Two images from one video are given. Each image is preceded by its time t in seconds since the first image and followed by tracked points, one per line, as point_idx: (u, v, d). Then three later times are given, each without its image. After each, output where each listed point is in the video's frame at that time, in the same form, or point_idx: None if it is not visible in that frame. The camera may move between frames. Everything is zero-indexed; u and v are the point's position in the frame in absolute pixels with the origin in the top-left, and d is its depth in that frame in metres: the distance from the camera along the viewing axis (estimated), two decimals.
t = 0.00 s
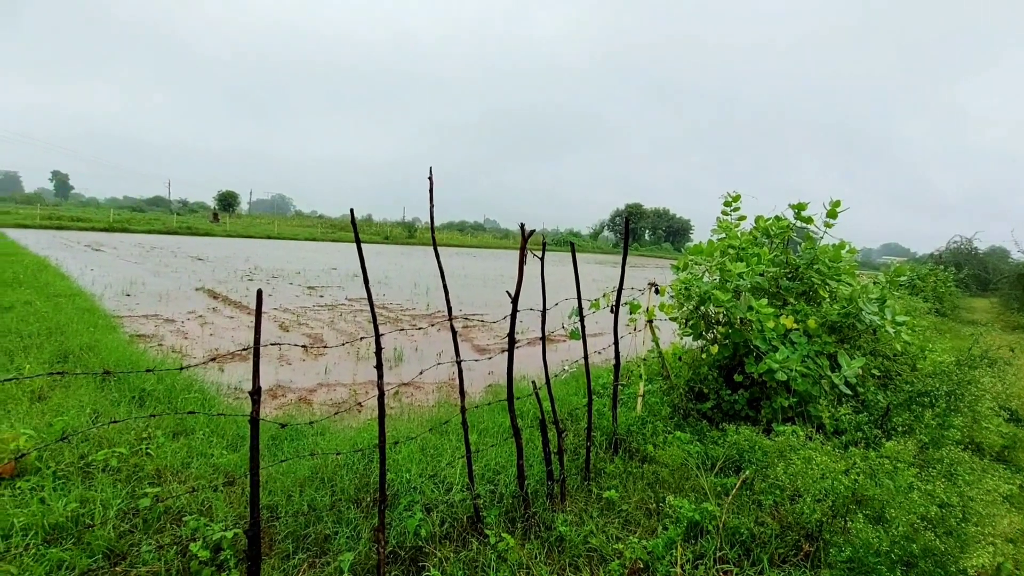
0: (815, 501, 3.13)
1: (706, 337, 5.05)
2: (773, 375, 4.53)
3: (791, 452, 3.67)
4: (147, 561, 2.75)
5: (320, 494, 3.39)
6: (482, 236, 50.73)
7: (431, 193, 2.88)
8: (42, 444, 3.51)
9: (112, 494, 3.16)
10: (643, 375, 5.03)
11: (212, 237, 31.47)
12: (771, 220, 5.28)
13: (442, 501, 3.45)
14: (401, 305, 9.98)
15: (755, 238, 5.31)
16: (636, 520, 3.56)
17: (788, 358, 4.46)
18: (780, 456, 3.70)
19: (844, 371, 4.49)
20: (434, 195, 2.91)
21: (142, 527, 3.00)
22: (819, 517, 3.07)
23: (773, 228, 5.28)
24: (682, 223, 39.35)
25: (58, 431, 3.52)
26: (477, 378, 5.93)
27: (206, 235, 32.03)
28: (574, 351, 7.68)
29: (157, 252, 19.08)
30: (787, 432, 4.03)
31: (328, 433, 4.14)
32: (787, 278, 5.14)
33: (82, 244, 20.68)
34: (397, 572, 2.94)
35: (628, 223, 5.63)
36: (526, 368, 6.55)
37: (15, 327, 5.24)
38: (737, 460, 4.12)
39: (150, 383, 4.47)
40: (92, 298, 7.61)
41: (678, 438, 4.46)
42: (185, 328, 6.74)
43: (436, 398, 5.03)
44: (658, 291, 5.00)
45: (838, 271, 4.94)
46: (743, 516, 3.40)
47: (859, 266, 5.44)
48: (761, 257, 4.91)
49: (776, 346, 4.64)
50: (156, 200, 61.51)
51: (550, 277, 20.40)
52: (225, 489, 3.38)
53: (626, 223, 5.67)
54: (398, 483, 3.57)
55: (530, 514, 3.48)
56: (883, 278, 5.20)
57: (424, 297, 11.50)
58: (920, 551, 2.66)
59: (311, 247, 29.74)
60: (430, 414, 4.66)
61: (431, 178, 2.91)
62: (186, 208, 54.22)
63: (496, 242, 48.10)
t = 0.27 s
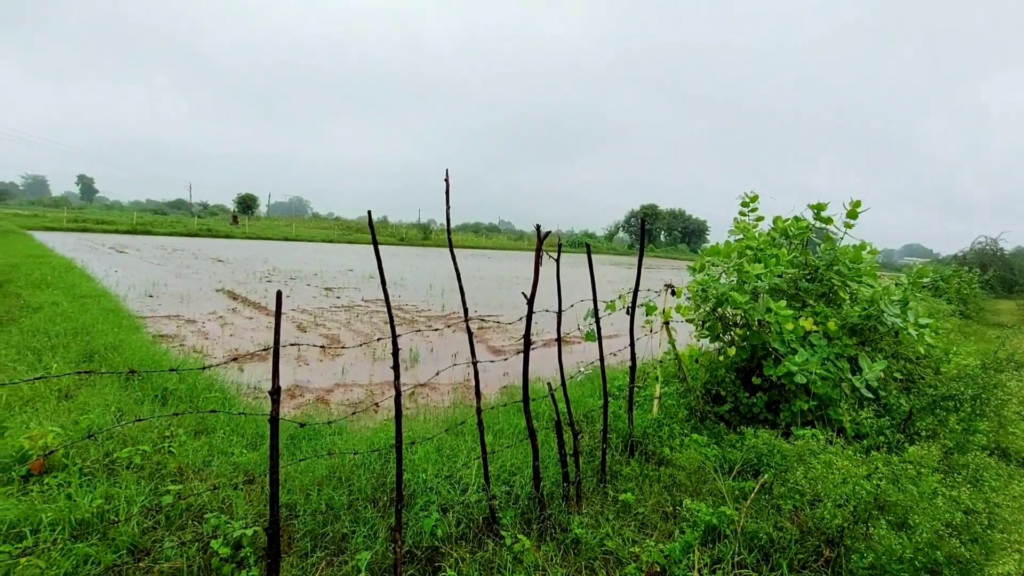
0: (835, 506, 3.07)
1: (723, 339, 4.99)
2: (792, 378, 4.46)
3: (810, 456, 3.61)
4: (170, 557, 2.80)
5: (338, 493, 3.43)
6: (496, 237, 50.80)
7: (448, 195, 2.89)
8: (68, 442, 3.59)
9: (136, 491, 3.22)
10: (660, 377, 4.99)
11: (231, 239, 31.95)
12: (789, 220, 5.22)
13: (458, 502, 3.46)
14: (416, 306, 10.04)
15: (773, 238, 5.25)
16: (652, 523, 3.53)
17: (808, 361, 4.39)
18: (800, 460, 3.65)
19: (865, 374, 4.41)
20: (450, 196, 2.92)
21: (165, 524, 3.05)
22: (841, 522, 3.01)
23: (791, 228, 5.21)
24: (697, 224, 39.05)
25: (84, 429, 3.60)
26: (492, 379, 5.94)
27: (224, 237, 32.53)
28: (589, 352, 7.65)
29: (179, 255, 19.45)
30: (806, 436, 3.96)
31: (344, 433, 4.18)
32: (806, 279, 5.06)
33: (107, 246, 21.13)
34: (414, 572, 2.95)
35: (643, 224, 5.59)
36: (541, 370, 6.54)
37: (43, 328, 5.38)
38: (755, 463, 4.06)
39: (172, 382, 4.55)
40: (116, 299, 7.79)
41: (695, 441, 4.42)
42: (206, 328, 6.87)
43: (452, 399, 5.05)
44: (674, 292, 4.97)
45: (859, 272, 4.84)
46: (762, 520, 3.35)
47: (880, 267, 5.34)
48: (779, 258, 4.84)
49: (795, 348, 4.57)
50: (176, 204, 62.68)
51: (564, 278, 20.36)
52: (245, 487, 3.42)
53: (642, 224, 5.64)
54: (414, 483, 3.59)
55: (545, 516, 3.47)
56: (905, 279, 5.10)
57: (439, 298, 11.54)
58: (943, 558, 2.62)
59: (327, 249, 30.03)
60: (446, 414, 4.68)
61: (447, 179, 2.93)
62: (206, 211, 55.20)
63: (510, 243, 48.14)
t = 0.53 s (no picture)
0: (860, 512, 3.00)
1: (743, 341, 4.93)
2: (815, 382, 4.38)
3: (834, 461, 3.54)
4: (194, 553, 2.86)
5: (357, 492, 3.46)
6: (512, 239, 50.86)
7: (467, 196, 2.90)
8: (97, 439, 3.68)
9: (161, 487, 3.29)
10: (678, 380, 4.94)
11: (252, 241, 32.50)
12: (811, 221, 5.13)
13: (475, 502, 3.47)
14: (434, 308, 10.10)
15: (794, 239, 5.16)
16: (671, 527, 3.49)
17: (831, 364, 4.30)
18: (823, 466, 3.57)
19: (890, 378, 4.31)
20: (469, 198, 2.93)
21: (189, 520, 3.11)
22: (865, 529, 2.93)
23: (813, 229, 5.12)
24: (715, 226, 38.62)
25: (113, 426, 3.69)
26: (509, 380, 5.95)
27: (246, 239, 33.11)
28: (607, 354, 7.62)
29: (202, 256, 19.86)
30: (829, 441, 3.88)
31: (363, 433, 4.22)
32: (829, 281, 4.97)
33: (133, 248, 21.64)
34: (432, 572, 2.96)
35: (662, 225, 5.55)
36: (558, 371, 6.53)
37: (73, 328, 5.53)
38: (776, 468, 4.00)
39: (196, 381, 4.65)
40: (142, 300, 7.98)
41: (715, 444, 4.36)
42: (229, 329, 7.01)
43: (469, 400, 5.07)
44: (693, 294, 4.92)
45: (884, 274, 4.74)
46: (784, 526, 3.29)
47: (906, 269, 5.21)
48: (801, 259, 4.76)
49: (817, 351, 4.49)
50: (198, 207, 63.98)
51: (580, 280, 20.28)
52: (266, 485, 3.48)
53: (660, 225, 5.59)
54: (432, 483, 3.61)
55: (563, 518, 3.45)
56: (932, 281, 4.97)
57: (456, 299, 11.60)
58: (972, 567, 2.50)
59: (345, 251, 30.36)
60: (463, 415, 4.70)
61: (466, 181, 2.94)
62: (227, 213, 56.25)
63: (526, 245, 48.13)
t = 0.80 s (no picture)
0: (894, 521, 2.90)
1: (771, 344, 4.83)
2: (846, 386, 4.26)
3: (866, 468, 3.44)
4: (225, 547, 2.93)
5: (382, 491, 3.50)
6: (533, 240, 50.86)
7: (490, 198, 2.91)
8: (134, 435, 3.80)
9: (194, 482, 3.38)
10: (704, 383, 4.87)
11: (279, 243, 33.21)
12: (842, 220, 4.99)
13: (499, 503, 3.47)
14: (457, 309, 10.17)
15: (824, 240, 5.03)
16: (697, 532, 3.44)
17: (863, 368, 4.18)
18: (855, 472, 3.48)
19: (926, 383, 4.16)
20: (492, 200, 2.94)
21: (220, 515, 3.19)
22: (900, 539, 2.83)
23: (845, 229, 4.98)
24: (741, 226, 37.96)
25: (149, 422, 3.82)
26: (532, 382, 5.94)
27: (273, 241, 33.84)
28: (630, 356, 7.56)
29: (233, 258, 20.41)
30: (861, 446, 3.77)
31: (388, 432, 4.27)
32: (861, 283, 4.84)
33: (167, 250, 22.36)
34: (456, 571, 2.98)
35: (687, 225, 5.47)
36: (582, 373, 6.50)
37: (111, 327, 5.74)
38: (806, 474, 3.90)
39: (227, 379, 4.77)
40: (176, 300, 8.23)
41: (742, 449, 4.28)
42: (259, 328, 7.18)
43: (493, 401, 5.08)
44: (719, 296, 4.84)
45: (919, 275, 4.59)
46: (814, 534, 3.21)
47: (943, 270, 5.03)
48: (832, 260, 4.63)
49: (848, 354, 4.37)
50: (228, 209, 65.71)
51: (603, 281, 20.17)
52: (294, 482, 3.55)
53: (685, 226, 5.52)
54: (456, 483, 3.63)
55: (586, 521, 3.43)
56: (971, 282, 4.79)
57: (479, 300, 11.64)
58: None
59: (370, 252, 30.78)
60: (487, 416, 4.72)
61: (490, 183, 2.95)
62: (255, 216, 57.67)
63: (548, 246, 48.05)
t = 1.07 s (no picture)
0: (928, 530, 2.80)
1: (799, 346, 4.72)
2: (877, 390, 4.14)
3: (899, 475, 3.35)
4: (254, 542, 2.99)
5: (406, 490, 3.53)
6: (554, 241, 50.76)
7: (513, 200, 2.90)
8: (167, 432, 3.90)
9: (224, 479, 3.46)
10: (729, 386, 4.79)
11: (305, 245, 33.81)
12: (873, 220, 4.84)
13: (521, 505, 3.47)
14: (478, 310, 10.21)
15: (854, 240, 4.90)
16: (722, 538, 3.38)
17: (895, 372, 4.06)
18: (888, 480, 3.38)
19: (962, 389, 4.02)
20: (515, 202, 2.94)
21: (249, 511, 3.26)
22: (935, 549, 2.72)
23: (876, 229, 4.83)
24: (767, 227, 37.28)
25: (181, 420, 3.92)
26: (553, 383, 5.93)
27: (298, 243, 34.48)
28: (653, 358, 7.49)
29: (260, 260, 20.86)
30: (894, 453, 3.67)
31: (411, 432, 4.30)
32: (893, 284, 4.70)
33: (199, 252, 22.99)
34: (479, 572, 2.99)
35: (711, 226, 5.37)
36: (604, 375, 6.45)
37: (144, 327, 5.92)
38: (835, 480, 3.80)
39: (255, 378, 4.87)
40: (206, 300, 8.46)
41: (769, 454, 4.20)
42: (285, 328, 7.33)
43: (515, 402, 5.08)
44: (745, 298, 4.76)
45: (954, 277, 4.43)
46: (844, 541, 3.12)
47: (980, 271, 4.86)
48: (862, 261, 4.51)
49: (880, 358, 4.25)
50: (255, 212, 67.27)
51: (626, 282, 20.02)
52: (320, 480, 3.60)
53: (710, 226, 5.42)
54: (479, 484, 3.64)
55: (609, 524, 3.40)
56: (1010, 284, 4.61)
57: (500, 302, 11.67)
58: None
59: (393, 254, 31.15)
60: (509, 417, 4.72)
61: (513, 185, 2.95)
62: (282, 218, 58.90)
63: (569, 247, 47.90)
